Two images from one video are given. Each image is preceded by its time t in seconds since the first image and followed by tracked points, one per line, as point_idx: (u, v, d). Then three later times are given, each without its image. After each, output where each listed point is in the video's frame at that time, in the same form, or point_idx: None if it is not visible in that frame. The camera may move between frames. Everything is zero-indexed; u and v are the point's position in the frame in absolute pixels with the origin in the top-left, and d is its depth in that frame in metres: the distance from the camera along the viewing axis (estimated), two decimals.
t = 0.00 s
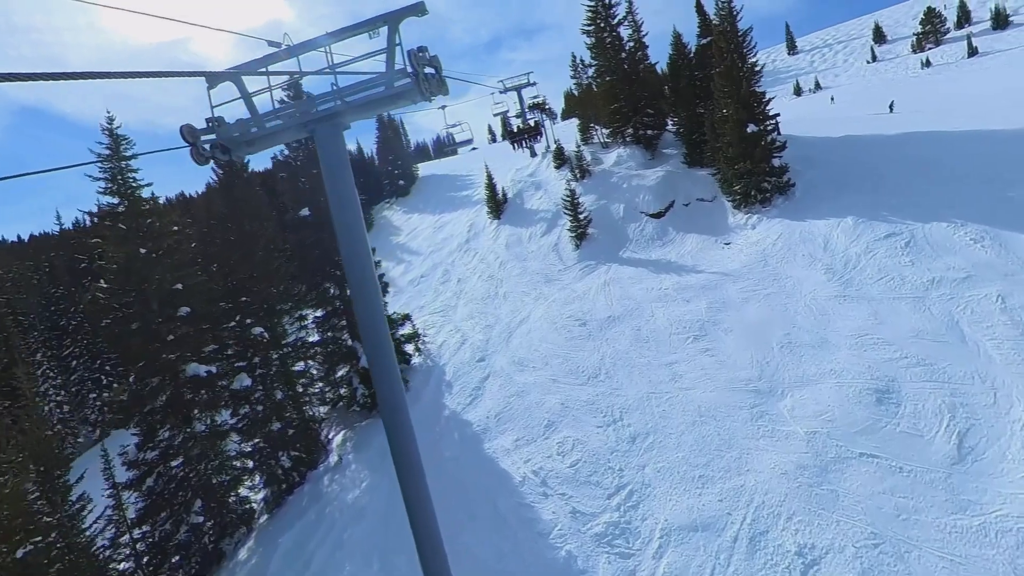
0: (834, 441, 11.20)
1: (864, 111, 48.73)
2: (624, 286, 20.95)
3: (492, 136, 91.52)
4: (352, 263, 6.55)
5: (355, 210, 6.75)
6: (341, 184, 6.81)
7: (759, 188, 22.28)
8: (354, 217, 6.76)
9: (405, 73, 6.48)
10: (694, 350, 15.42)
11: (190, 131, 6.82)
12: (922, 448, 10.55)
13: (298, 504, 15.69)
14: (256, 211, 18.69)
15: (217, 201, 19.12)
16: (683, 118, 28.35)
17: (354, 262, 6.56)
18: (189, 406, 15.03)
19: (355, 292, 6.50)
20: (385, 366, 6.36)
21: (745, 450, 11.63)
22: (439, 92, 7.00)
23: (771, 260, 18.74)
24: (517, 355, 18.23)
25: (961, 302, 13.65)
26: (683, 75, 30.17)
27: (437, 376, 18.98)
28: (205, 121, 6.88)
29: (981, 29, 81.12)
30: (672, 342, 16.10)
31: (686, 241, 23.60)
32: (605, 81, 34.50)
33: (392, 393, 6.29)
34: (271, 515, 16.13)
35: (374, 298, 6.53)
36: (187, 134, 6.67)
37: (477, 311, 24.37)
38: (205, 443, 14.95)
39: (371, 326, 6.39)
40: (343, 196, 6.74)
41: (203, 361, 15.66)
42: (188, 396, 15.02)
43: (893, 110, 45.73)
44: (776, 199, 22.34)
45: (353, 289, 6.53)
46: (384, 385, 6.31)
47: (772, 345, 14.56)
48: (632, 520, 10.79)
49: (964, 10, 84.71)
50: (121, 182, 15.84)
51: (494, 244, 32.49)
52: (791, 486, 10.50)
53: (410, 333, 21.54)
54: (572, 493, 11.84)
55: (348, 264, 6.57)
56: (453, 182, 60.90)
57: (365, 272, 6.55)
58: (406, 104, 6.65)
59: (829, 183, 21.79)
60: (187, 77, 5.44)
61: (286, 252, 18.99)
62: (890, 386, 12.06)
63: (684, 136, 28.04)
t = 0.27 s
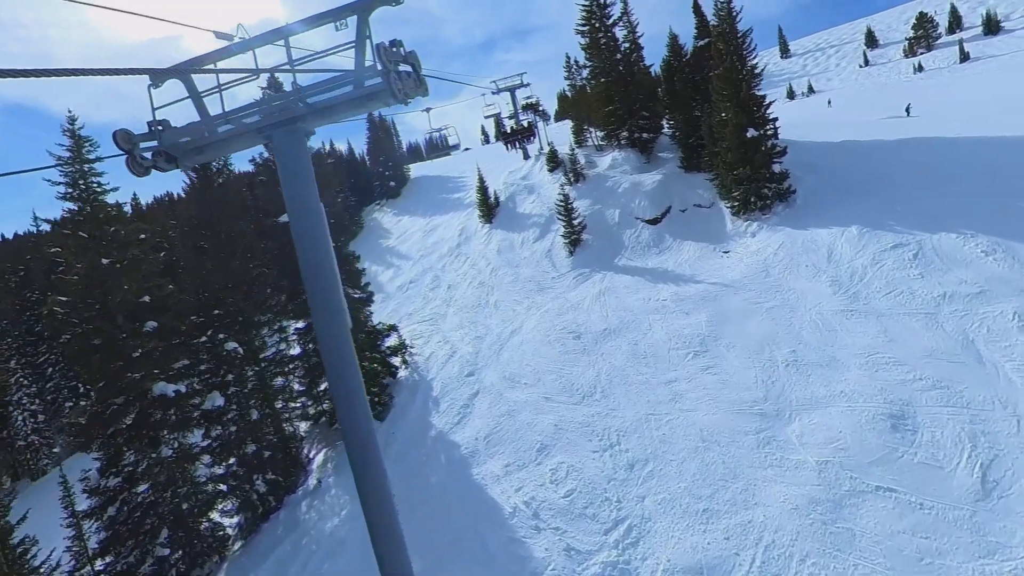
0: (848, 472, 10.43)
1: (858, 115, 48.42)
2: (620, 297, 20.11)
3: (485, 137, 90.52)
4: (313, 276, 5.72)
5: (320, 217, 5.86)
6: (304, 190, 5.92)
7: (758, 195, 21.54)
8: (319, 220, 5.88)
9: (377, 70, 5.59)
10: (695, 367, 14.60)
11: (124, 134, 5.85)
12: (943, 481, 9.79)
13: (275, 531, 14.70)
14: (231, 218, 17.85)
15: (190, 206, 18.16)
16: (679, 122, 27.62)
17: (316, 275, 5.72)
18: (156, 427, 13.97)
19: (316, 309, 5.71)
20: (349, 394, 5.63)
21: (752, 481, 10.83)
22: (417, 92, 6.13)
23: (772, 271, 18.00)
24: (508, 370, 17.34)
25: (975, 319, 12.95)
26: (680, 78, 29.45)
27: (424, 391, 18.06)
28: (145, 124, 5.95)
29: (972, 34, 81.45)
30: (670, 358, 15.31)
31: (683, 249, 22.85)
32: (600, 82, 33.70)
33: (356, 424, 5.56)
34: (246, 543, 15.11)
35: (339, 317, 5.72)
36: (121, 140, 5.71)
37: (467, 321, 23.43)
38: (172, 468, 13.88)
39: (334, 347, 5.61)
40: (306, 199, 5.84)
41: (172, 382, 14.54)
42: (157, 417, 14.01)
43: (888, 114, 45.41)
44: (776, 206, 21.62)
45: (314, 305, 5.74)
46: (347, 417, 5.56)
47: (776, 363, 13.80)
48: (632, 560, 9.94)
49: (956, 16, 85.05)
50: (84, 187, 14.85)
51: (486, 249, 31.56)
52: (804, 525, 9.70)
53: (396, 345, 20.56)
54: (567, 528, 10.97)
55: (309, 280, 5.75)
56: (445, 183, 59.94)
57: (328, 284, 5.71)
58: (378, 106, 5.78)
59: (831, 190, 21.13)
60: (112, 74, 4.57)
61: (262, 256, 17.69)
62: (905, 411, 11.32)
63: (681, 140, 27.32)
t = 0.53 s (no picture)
0: (865, 508, 9.65)
1: (854, 119, 48.05)
2: (616, 307, 19.29)
3: (477, 138, 89.58)
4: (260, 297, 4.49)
5: (269, 219, 4.65)
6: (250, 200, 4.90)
7: (758, 203, 20.85)
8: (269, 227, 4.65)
9: (339, 68, 4.61)
10: (697, 387, 13.79)
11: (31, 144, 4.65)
12: (967, 521, 9.04)
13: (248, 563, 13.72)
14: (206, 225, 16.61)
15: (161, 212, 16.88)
16: (676, 125, 26.87)
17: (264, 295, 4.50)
18: (121, 454, 12.97)
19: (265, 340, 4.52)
20: (312, 445, 4.50)
21: (761, 517, 10.01)
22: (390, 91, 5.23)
23: (775, 282, 17.24)
24: (499, 386, 16.45)
25: (992, 339, 12.25)
26: (677, 81, 28.72)
27: (410, 408, 17.14)
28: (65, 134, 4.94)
29: (964, 40, 81.84)
30: (669, 376, 14.50)
31: (681, 257, 22.10)
32: (595, 84, 32.91)
33: (320, 485, 4.42)
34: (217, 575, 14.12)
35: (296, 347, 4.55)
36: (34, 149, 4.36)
37: (457, 331, 22.50)
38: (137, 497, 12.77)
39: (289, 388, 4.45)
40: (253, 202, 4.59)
41: (137, 404, 13.77)
42: (120, 441, 13.02)
43: (885, 118, 45.01)
44: (778, 214, 20.87)
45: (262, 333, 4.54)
46: (307, 473, 4.42)
47: (783, 384, 13.02)
48: None
49: (948, 21, 85.43)
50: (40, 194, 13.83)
51: (477, 255, 30.63)
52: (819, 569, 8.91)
53: (382, 358, 19.58)
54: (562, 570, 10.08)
55: (256, 298, 4.52)
56: (437, 185, 58.95)
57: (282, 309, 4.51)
58: (343, 111, 4.81)
59: (832, 198, 20.48)
60: None
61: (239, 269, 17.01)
62: (923, 439, 10.58)
63: (678, 145, 26.59)
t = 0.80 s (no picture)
0: (887, 552, 8.87)
1: (849, 123, 47.72)
2: (612, 320, 18.45)
3: (470, 139, 88.60)
4: (191, 333, 3.63)
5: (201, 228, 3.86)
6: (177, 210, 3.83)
7: (758, 211, 20.11)
8: (202, 250, 3.81)
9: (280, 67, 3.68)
10: (699, 409, 12.95)
11: None
12: (998, 568, 8.29)
13: None
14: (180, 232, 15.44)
15: (129, 218, 15.62)
16: (673, 129, 26.12)
17: (196, 332, 3.65)
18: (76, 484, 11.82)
19: (194, 387, 3.68)
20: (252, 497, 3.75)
21: (772, 560, 9.22)
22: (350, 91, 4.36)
23: (779, 295, 16.44)
24: (489, 406, 15.53)
25: (1011, 361, 11.56)
26: (673, 83, 27.98)
27: (395, 427, 16.22)
28: None
29: (955, 45, 82.15)
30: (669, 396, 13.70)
31: (678, 266, 21.32)
32: (590, 85, 32.09)
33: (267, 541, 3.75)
34: None
35: (235, 394, 3.73)
36: None
37: (446, 342, 21.55)
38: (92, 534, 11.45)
39: (225, 446, 3.65)
40: (184, 222, 3.75)
41: (95, 429, 12.57)
42: (77, 471, 11.93)
43: (880, 122, 44.67)
44: (779, 222, 20.14)
45: (191, 378, 3.69)
46: (248, 545, 3.72)
47: (790, 407, 12.25)
48: None
49: (939, 26, 85.74)
50: None
51: (468, 261, 29.70)
52: None
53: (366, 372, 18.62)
54: None
55: (185, 321, 3.67)
56: (428, 187, 57.94)
57: (220, 350, 3.69)
58: (291, 119, 3.84)
59: (835, 206, 19.82)
60: None
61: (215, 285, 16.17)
62: (944, 473, 9.84)
63: (675, 149, 25.85)
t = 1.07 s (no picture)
0: None
1: (845, 127, 47.32)
2: (608, 333, 17.64)
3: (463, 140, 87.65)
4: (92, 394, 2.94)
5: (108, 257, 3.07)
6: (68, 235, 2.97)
7: (760, 219, 19.35)
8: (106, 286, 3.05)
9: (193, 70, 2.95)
10: (703, 434, 12.14)
11: None
12: None
13: None
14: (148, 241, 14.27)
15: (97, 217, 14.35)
16: (671, 133, 25.37)
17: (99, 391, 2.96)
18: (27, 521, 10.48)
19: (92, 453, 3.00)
20: None
21: None
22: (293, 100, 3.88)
23: (785, 310, 15.68)
24: (479, 427, 14.64)
25: None
26: (671, 85, 27.24)
27: (380, 449, 15.34)
28: None
29: (948, 50, 82.39)
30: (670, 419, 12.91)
31: (677, 275, 20.56)
32: (585, 87, 31.28)
33: None
34: None
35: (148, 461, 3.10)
36: None
37: (435, 355, 20.62)
38: None
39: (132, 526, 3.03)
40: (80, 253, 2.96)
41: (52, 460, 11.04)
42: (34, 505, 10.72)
43: (877, 127, 44.28)
44: (782, 232, 19.41)
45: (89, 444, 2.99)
46: None
47: (800, 434, 11.50)
48: None
49: (932, 31, 85.94)
50: None
51: (459, 267, 28.80)
52: None
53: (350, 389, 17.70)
54: None
55: (82, 376, 2.95)
56: (420, 189, 56.93)
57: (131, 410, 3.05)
58: (207, 131, 3.10)
59: (838, 215, 19.15)
60: None
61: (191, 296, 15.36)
62: (971, 513, 9.11)
63: (672, 154, 25.11)
